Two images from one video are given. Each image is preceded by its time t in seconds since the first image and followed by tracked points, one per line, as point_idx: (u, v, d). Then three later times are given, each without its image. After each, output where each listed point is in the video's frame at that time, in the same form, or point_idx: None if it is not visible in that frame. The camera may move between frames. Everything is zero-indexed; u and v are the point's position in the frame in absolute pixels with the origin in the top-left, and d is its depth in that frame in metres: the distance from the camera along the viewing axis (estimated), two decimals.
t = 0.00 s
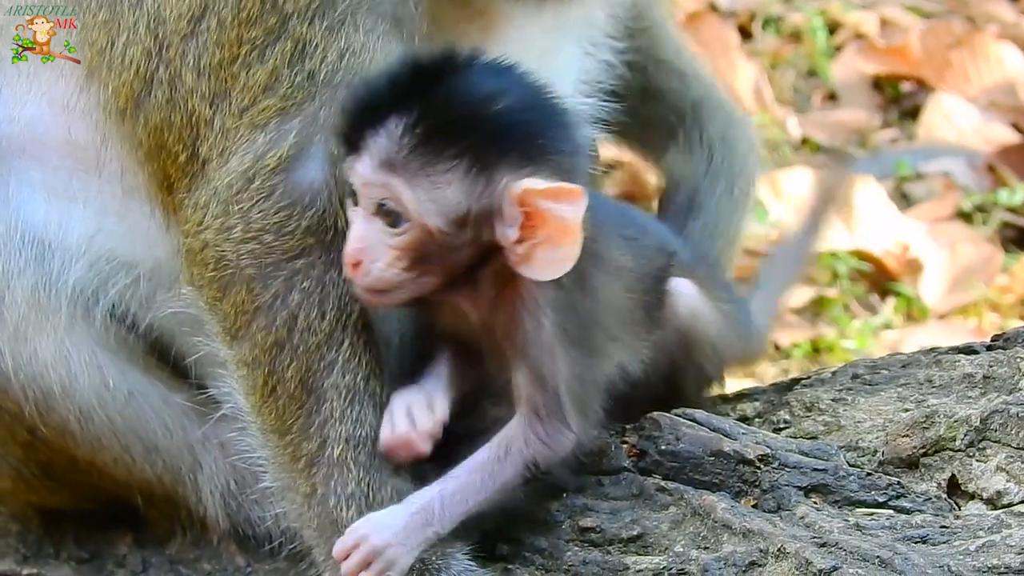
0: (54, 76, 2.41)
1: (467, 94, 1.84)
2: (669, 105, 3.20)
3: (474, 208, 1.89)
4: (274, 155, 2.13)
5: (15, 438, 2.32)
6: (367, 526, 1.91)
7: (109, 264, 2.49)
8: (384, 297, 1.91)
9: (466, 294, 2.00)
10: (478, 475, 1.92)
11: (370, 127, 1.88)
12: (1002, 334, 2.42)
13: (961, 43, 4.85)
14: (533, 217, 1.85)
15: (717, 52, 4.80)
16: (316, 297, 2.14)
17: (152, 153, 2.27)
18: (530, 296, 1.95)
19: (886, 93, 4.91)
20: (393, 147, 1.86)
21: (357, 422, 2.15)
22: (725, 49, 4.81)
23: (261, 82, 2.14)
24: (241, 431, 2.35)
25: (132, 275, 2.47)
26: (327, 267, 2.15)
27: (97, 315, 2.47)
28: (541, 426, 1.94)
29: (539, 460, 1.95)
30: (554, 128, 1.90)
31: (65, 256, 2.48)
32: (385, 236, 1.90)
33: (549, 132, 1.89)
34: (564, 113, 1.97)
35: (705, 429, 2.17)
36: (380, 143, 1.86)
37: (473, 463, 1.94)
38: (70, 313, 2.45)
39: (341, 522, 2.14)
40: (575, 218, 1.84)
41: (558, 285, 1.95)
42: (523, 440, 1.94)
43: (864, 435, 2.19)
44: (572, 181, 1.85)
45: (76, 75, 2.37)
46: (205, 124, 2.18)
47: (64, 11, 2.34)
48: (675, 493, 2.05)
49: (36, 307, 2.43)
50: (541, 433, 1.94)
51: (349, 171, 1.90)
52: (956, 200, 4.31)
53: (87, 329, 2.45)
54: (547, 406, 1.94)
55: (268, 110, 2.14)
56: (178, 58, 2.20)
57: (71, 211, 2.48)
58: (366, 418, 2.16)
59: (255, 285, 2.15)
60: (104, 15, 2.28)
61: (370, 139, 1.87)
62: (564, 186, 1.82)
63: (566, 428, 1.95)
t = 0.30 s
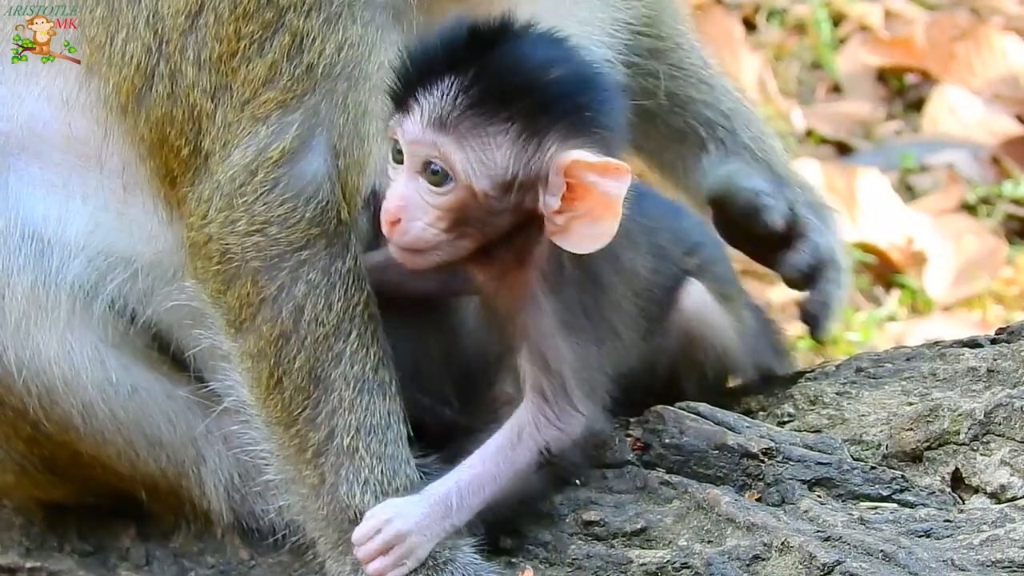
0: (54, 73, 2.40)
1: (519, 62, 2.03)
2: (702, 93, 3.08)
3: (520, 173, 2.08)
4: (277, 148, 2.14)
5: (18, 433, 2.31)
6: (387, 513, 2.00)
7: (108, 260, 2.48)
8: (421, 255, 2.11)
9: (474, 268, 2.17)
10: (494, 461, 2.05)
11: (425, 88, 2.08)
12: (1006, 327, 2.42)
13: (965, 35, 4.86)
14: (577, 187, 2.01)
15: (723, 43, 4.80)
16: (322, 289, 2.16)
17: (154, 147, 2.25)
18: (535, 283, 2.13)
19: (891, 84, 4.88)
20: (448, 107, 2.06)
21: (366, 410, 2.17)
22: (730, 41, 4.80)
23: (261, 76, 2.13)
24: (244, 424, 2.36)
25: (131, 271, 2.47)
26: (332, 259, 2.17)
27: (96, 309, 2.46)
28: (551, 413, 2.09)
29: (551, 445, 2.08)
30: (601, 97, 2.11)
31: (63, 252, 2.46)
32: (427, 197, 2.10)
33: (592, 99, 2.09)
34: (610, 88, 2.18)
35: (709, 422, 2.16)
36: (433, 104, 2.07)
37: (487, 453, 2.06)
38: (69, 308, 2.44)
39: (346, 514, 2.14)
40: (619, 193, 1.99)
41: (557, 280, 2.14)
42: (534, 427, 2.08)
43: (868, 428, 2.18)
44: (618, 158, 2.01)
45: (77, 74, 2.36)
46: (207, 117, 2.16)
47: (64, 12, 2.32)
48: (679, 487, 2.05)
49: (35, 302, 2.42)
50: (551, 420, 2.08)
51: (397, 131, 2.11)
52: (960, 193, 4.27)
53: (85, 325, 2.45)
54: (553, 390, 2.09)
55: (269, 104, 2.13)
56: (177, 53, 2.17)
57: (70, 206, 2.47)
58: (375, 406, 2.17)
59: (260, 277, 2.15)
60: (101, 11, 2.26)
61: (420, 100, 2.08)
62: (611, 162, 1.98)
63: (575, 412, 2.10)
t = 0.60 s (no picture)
0: (55, 68, 2.40)
1: (459, 26, 1.96)
2: (703, 133, 3.08)
3: (456, 137, 2.00)
4: (277, 137, 2.14)
5: (19, 423, 2.33)
6: (385, 508, 2.00)
7: (108, 253, 2.49)
8: (349, 216, 2.00)
9: (410, 236, 2.11)
10: (475, 439, 2.02)
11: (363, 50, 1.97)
12: (1008, 320, 2.41)
13: (969, 28, 4.85)
14: (508, 155, 1.96)
15: (727, 37, 4.79)
16: (326, 278, 2.15)
17: (157, 140, 2.28)
18: (478, 252, 2.07)
19: (895, 77, 4.89)
20: (390, 65, 1.96)
21: (366, 402, 2.16)
22: (734, 34, 4.79)
23: (258, 66, 2.15)
24: (247, 418, 2.37)
25: (132, 263, 2.48)
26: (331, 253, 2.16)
27: (96, 302, 2.48)
28: (523, 380, 2.05)
29: (527, 412, 2.05)
30: (532, 70, 2.03)
31: (64, 245, 2.48)
32: (361, 155, 1.98)
33: (523, 72, 2.01)
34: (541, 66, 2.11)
35: (710, 415, 2.16)
36: (373, 61, 1.96)
37: (468, 430, 2.03)
38: (70, 300, 2.46)
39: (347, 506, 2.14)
40: (550, 161, 1.94)
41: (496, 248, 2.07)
42: (508, 397, 2.05)
43: (870, 420, 2.17)
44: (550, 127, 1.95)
45: (76, 74, 2.38)
46: (208, 109, 2.20)
47: (61, 10, 2.35)
48: (681, 480, 2.06)
49: (35, 294, 2.43)
50: (523, 388, 2.05)
51: (329, 88, 1.98)
52: (965, 185, 4.29)
53: (86, 316, 2.46)
54: (519, 356, 2.06)
55: (268, 92, 2.14)
56: (173, 46, 2.21)
57: (71, 199, 2.48)
58: (375, 399, 2.16)
59: (263, 267, 2.16)
60: (98, 6, 2.29)
61: (359, 57, 1.97)
62: (542, 130, 1.92)
63: (543, 371, 2.07)
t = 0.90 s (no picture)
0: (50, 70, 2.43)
1: (397, 20, 1.91)
2: (716, 149, 3.00)
3: (400, 132, 1.94)
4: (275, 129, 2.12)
5: (24, 416, 2.32)
6: (383, 505, 1.95)
7: (114, 246, 2.50)
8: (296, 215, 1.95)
9: (371, 231, 2.04)
10: (462, 428, 1.97)
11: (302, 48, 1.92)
12: (1013, 313, 2.40)
13: (972, 21, 4.82)
14: (452, 148, 1.91)
15: (730, 31, 4.78)
16: (323, 273, 2.15)
17: (158, 136, 2.27)
18: (437, 242, 1.99)
19: (898, 71, 4.89)
20: (331, 62, 1.90)
21: (366, 395, 2.15)
22: (738, 28, 4.79)
23: (252, 60, 2.14)
24: (252, 411, 2.35)
25: (138, 255, 2.49)
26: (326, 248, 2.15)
27: (101, 294, 2.49)
28: (505, 363, 1.99)
29: (512, 391, 1.98)
30: (475, 63, 1.99)
31: (69, 237, 2.49)
32: (306, 154, 1.93)
33: (467, 65, 1.97)
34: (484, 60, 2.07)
35: (715, 408, 2.16)
36: (313, 60, 1.91)
37: (454, 419, 1.98)
38: (73, 291, 2.47)
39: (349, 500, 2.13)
40: (496, 154, 1.89)
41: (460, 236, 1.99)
42: (490, 380, 1.98)
43: (874, 413, 2.17)
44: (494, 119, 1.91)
45: (76, 75, 2.39)
46: (206, 103, 2.19)
47: (61, 10, 2.35)
48: (685, 473, 2.06)
49: (39, 285, 2.44)
50: (506, 371, 1.98)
51: (271, 88, 1.93)
52: (967, 179, 4.29)
53: (91, 307, 2.47)
54: (497, 339, 1.99)
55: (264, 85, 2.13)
56: (170, 40, 2.21)
57: (76, 192, 2.50)
58: (375, 391, 2.15)
59: (262, 262, 2.16)
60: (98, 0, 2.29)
61: (299, 57, 1.92)
62: (486, 122, 1.88)
63: (525, 351, 1.99)
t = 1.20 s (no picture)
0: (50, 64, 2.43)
1: (383, 28, 1.85)
2: (719, 145, 2.99)
3: (391, 143, 1.88)
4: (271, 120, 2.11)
5: (23, 406, 2.32)
6: (383, 498, 1.95)
7: (113, 237, 2.48)
8: (290, 230, 1.87)
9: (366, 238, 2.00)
10: (462, 423, 1.95)
11: (289, 58, 1.86)
12: (1015, 310, 2.39)
13: (976, 17, 4.81)
14: (444, 156, 1.86)
15: (733, 24, 4.75)
16: (319, 265, 2.13)
17: (157, 129, 2.28)
18: (437, 246, 1.95)
19: (902, 66, 4.88)
20: (319, 74, 1.84)
21: (363, 388, 2.15)
22: (741, 21, 4.76)
23: (245, 52, 2.13)
24: (251, 404, 2.34)
25: (139, 248, 2.47)
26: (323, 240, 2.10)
27: (100, 285, 2.47)
28: (506, 360, 1.96)
29: (514, 387, 1.96)
30: (462, 69, 1.93)
31: (67, 226, 2.48)
32: (297, 169, 1.86)
33: (455, 71, 1.91)
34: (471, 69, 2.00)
35: (716, 402, 2.16)
36: (302, 73, 1.84)
37: (454, 415, 1.96)
38: (71, 280, 2.46)
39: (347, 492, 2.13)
40: (488, 160, 1.84)
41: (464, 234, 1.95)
42: (492, 376, 1.96)
43: (876, 409, 2.17)
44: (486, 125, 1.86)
45: (76, 70, 2.40)
46: (203, 95, 2.18)
47: (61, 11, 2.36)
48: (686, 467, 2.05)
49: (36, 273, 2.44)
50: (507, 366, 1.96)
51: (259, 103, 1.86)
52: (971, 174, 4.29)
53: (88, 296, 2.46)
54: (498, 337, 1.96)
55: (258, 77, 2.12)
56: (166, 32, 2.21)
57: (76, 182, 2.48)
58: (373, 383, 2.15)
59: (258, 255, 2.15)
60: None
61: (286, 70, 1.86)
62: (479, 128, 1.83)
63: (528, 348, 1.97)
